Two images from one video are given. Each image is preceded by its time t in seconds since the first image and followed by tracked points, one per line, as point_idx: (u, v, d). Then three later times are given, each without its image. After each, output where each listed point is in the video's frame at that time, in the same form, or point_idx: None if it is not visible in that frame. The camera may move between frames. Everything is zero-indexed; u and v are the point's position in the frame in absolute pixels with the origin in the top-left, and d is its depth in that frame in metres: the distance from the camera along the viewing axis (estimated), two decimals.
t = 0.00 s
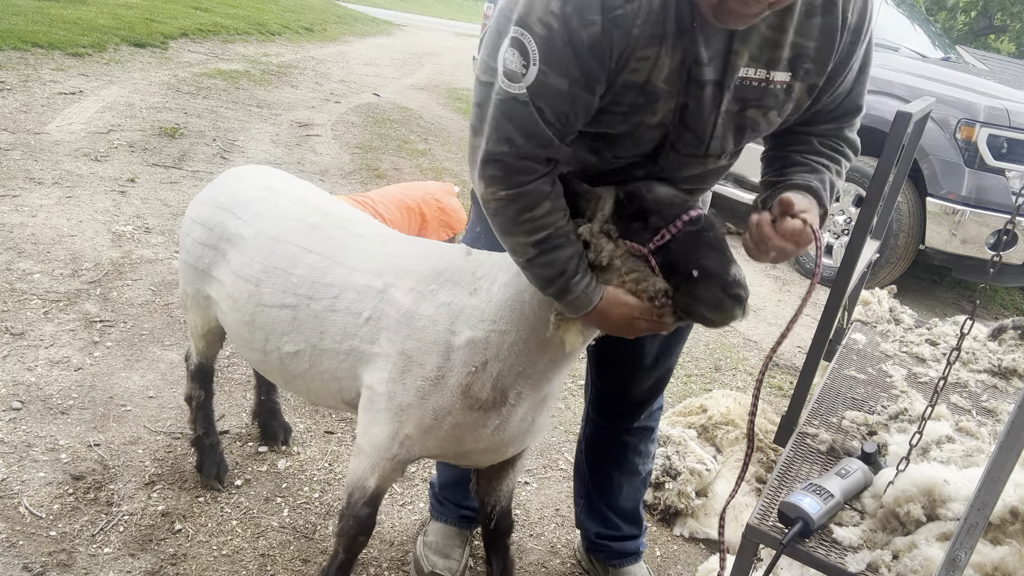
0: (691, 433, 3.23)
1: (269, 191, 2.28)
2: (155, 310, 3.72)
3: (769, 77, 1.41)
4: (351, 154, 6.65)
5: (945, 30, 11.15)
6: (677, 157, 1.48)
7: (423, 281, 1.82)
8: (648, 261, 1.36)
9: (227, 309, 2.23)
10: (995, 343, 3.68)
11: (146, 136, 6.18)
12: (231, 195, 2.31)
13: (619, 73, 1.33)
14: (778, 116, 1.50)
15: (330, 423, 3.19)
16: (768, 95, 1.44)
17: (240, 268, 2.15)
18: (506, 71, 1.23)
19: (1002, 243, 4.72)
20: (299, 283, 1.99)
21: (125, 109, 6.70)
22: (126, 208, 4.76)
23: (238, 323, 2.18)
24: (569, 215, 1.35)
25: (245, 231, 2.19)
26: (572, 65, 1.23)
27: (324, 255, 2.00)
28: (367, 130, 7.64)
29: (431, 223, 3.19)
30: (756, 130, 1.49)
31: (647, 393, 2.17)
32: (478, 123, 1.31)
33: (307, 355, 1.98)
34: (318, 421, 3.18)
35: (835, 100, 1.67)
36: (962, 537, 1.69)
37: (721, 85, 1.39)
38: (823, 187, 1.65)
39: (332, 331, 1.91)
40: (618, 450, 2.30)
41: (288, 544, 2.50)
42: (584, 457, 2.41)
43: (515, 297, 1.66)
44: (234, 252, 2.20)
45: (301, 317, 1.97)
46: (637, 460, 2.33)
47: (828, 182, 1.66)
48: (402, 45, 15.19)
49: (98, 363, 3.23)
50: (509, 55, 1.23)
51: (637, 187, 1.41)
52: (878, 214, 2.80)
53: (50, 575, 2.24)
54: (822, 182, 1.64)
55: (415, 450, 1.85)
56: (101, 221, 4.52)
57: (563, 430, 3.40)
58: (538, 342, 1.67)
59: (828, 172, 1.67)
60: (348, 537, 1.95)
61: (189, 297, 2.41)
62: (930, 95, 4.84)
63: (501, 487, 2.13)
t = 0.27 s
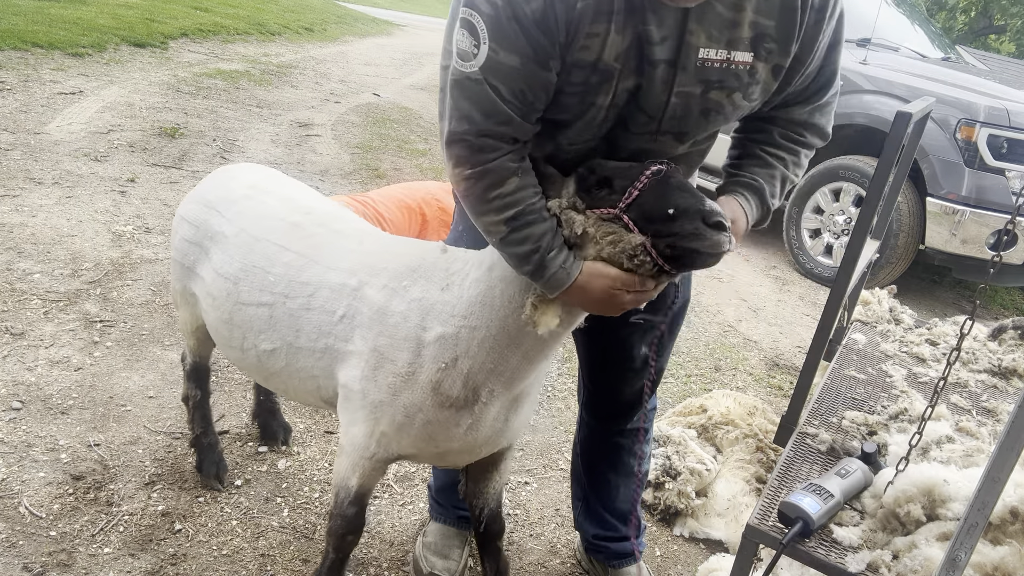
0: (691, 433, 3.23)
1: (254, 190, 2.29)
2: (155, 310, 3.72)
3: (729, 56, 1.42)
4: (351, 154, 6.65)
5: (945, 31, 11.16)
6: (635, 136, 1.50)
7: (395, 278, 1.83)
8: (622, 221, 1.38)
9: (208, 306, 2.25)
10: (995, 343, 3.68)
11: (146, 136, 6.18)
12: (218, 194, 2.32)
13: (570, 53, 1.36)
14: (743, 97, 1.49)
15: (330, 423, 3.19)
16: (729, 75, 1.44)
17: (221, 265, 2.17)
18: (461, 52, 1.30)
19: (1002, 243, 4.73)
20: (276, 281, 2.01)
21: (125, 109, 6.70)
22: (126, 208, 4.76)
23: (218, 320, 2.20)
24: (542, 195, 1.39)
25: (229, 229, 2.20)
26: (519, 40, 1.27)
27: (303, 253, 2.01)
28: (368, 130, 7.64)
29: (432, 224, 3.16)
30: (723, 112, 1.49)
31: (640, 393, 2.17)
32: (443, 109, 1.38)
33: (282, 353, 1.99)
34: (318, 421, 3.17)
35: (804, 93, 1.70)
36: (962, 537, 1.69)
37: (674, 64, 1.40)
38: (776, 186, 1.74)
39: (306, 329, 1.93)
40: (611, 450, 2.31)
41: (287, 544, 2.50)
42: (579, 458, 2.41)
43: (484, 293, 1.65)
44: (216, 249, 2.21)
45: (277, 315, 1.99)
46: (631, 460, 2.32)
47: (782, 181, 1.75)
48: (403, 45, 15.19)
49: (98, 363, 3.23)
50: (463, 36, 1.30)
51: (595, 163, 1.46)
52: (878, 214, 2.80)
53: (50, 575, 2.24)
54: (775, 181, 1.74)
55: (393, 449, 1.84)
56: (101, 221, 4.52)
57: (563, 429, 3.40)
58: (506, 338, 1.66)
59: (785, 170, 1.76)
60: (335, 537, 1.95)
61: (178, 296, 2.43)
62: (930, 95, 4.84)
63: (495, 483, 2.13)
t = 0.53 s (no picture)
0: (691, 434, 3.23)
1: (252, 192, 2.29)
2: (155, 310, 3.72)
3: (710, 50, 1.45)
4: (351, 154, 6.65)
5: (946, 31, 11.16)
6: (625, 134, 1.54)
7: (395, 283, 1.83)
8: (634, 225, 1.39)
9: (206, 308, 2.25)
10: (995, 343, 3.68)
11: (146, 136, 6.18)
12: (217, 196, 2.32)
13: (550, 56, 1.39)
14: (729, 90, 1.52)
15: (330, 423, 3.19)
16: (711, 69, 1.47)
17: (220, 269, 2.17)
18: (444, 61, 1.34)
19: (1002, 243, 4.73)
20: (275, 287, 2.01)
21: (125, 109, 6.70)
22: (126, 208, 4.76)
23: (216, 323, 2.20)
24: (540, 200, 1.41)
25: (227, 233, 2.20)
26: (501, 46, 1.31)
27: (301, 257, 2.01)
28: (368, 130, 7.64)
29: (433, 225, 3.16)
30: (709, 107, 1.53)
31: (633, 391, 2.17)
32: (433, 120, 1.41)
33: (282, 358, 2.00)
34: (318, 421, 3.17)
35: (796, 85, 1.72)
36: (962, 536, 1.69)
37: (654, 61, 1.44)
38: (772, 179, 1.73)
39: (306, 335, 1.93)
40: (608, 449, 2.31)
41: (287, 544, 2.50)
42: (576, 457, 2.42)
43: (486, 299, 1.69)
44: (215, 253, 2.21)
45: (276, 321, 1.99)
46: (628, 459, 2.32)
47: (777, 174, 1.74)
48: (403, 45, 15.18)
49: (98, 363, 3.23)
50: (446, 45, 1.33)
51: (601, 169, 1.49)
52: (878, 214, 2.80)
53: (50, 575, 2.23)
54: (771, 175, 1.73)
55: (394, 455, 1.84)
56: (101, 221, 4.52)
57: (563, 430, 3.40)
58: (508, 344, 1.69)
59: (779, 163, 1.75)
60: (337, 538, 1.93)
61: (177, 296, 2.43)
62: (930, 95, 4.84)
63: (494, 476, 2.13)
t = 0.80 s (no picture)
0: (691, 434, 3.23)
1: (265, 193, 2.28)
2: (155, 310, 3.72)
3: (726, 50, 1.44)
4: (351, 154, 6.65)
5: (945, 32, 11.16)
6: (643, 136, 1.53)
7: (415, 284, 1.83)
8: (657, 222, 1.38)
9: (222, 310, 2.25)
10: (995, 343, 3.68)
11: (146, 136, 6.18)
12: (230, 198, 2.31)
13: (568, 61, 1.39)
14: (745, 88, 1.51)
15: (330, 423, 3.19)
16: (726, 69, 1.47)
17: (237, 271, 2.17)
18: (467, 70, 1.33)
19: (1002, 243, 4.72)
20: (293, 288, 2.00)
21: (125, 109, 6.70)
22: (126, 208, 4.76)
23: (234, 326, 2.20)
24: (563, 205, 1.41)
25: (243, 235, 2.20)
26: (522, 53, 1.30)
27: (319, 259, 2.01)
28: (367, 130, 7.64)
29: (433, 224, 3.16)
30: (726, 106, 1.53)
31: (636, 389, 2.17)
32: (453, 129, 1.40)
33: (302, 359, 2.00)
34: (318, 421, 3.17)
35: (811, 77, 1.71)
36: (962, 536, 1.69)
37: (671, 63, 1.44)
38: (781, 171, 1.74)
39: (326, 336, 1.93)
40: (611, 448, 2.31)
41: (287, 544, 2.50)
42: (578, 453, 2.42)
43: (507, 300, 1.69)
44: (231, 255, 2.21)
45: (295, 322, 1.99)
46: (630, 458, 2.32)
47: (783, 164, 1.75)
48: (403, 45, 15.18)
49: (98, 363, 3.23)
50: (468, 55, 1.32)
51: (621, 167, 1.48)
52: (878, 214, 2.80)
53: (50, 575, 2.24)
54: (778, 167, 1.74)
55: (416, 453, 1.84)
56: (101, 221, 4.53)
57: (563, 429, 3.40)
58: (530, 343, 1.70)
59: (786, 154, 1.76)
60: (347, 536, 1.92)
61: (189, 296, 2.44)
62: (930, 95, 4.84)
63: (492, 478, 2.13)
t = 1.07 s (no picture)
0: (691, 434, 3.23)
1: (276, 191, 2.29)
2: (155, 310, 3.72)
3: (742, 55, 1.44)
4: (351, 154, 6.65)
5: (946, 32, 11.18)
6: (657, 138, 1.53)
7: (425, 281, 1.82)
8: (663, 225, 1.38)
9: (231, 306, 2.25)
10: (995, 343, 3.68)
11: (146, 136, 6.18)
12: (240, 195, 2.32)
13: (587, 61, 1.39)
14: (758, 93, 1.52)
15: (330, 423, 3.19)
16: (742, 74, 1.47)
17: (246, 267, 2.17)
18: (484, 66, 1.32)
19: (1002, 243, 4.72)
20: (303, 284, 2.00)
21: (125, 109, 6.70)
22: (126, 208, 4.76)
23: (242, 321, 2.20)
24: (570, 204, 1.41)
25: (253, 232, 2.20)
26: (541, 52, 1.30)
27: (329, 256, 2.01)
28: (367, 130, 7.64)
29: (433, 224, 3.16)
30: (740, 110, 1.53)
31: (641, 389, 2.17)
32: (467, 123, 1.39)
33: (311, 355, 2.00)
34: (318, 421, 3.18)
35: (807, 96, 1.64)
36: (962, 536, 1.69)
37: (689, 66, 1.43)
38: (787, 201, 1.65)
39: (336, 332, 1.93)
40: (614, 447, 2.31)
41: (287, 544, 2.50)
42: (580, 452, 2.42)
43: (517, 297, 1.69)
44: (241, 252, 2.21)
45: (305, 318, 1.99)
46: (633, 458, 2.32)
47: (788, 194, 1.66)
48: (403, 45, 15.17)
49: (98, 363, 3.23)
50: (486, 50, 1.31)
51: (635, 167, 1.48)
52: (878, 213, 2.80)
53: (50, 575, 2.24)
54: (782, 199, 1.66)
55: (425, 450, 1.85)
56: (102, 221, 4.52)
57: (563, 430, 3.40)
58: (539, 340, 1.71)
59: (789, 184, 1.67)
60: (352, 536, 1.92)
61: (196, 290, 2.43)
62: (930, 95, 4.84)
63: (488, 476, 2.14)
